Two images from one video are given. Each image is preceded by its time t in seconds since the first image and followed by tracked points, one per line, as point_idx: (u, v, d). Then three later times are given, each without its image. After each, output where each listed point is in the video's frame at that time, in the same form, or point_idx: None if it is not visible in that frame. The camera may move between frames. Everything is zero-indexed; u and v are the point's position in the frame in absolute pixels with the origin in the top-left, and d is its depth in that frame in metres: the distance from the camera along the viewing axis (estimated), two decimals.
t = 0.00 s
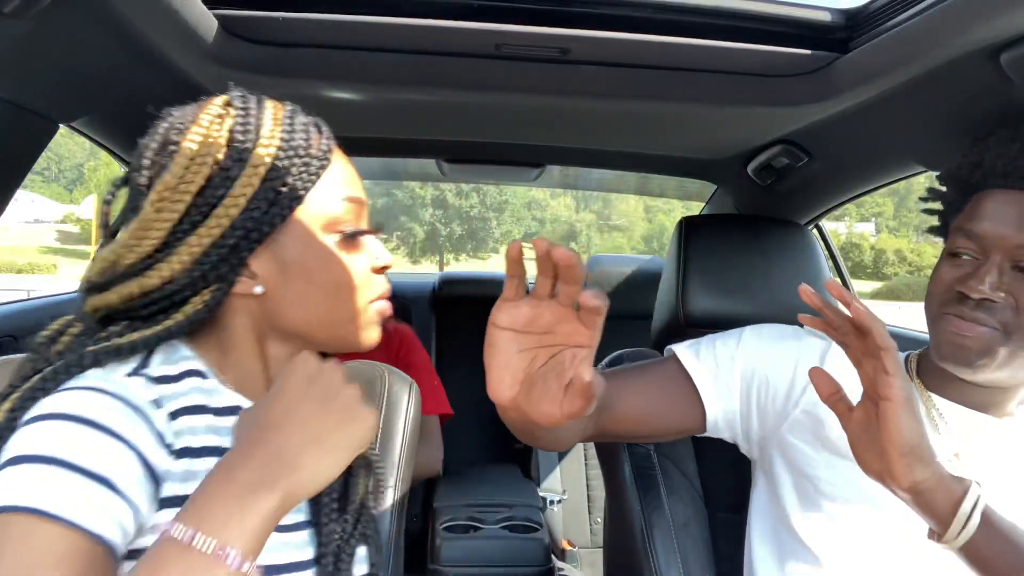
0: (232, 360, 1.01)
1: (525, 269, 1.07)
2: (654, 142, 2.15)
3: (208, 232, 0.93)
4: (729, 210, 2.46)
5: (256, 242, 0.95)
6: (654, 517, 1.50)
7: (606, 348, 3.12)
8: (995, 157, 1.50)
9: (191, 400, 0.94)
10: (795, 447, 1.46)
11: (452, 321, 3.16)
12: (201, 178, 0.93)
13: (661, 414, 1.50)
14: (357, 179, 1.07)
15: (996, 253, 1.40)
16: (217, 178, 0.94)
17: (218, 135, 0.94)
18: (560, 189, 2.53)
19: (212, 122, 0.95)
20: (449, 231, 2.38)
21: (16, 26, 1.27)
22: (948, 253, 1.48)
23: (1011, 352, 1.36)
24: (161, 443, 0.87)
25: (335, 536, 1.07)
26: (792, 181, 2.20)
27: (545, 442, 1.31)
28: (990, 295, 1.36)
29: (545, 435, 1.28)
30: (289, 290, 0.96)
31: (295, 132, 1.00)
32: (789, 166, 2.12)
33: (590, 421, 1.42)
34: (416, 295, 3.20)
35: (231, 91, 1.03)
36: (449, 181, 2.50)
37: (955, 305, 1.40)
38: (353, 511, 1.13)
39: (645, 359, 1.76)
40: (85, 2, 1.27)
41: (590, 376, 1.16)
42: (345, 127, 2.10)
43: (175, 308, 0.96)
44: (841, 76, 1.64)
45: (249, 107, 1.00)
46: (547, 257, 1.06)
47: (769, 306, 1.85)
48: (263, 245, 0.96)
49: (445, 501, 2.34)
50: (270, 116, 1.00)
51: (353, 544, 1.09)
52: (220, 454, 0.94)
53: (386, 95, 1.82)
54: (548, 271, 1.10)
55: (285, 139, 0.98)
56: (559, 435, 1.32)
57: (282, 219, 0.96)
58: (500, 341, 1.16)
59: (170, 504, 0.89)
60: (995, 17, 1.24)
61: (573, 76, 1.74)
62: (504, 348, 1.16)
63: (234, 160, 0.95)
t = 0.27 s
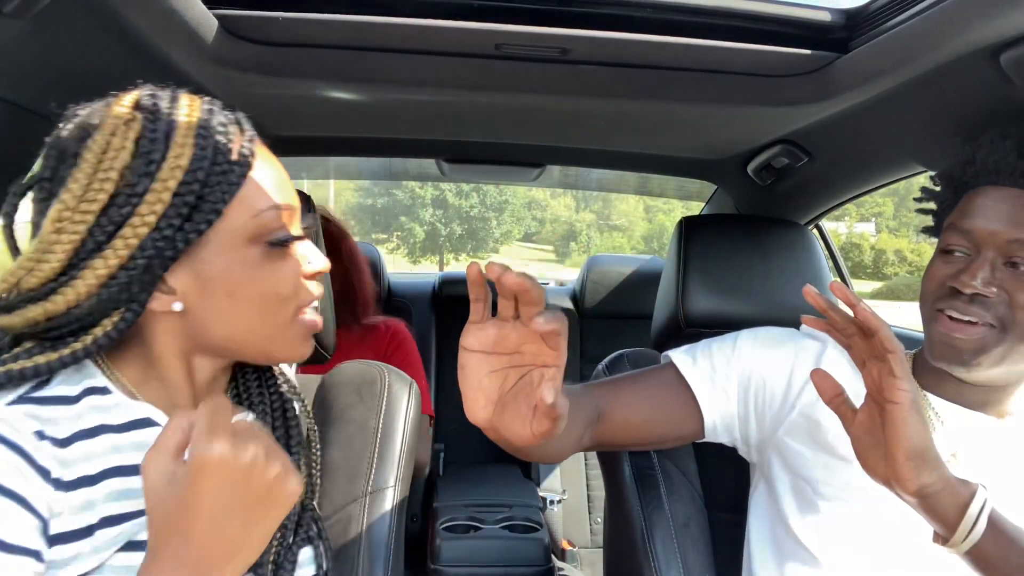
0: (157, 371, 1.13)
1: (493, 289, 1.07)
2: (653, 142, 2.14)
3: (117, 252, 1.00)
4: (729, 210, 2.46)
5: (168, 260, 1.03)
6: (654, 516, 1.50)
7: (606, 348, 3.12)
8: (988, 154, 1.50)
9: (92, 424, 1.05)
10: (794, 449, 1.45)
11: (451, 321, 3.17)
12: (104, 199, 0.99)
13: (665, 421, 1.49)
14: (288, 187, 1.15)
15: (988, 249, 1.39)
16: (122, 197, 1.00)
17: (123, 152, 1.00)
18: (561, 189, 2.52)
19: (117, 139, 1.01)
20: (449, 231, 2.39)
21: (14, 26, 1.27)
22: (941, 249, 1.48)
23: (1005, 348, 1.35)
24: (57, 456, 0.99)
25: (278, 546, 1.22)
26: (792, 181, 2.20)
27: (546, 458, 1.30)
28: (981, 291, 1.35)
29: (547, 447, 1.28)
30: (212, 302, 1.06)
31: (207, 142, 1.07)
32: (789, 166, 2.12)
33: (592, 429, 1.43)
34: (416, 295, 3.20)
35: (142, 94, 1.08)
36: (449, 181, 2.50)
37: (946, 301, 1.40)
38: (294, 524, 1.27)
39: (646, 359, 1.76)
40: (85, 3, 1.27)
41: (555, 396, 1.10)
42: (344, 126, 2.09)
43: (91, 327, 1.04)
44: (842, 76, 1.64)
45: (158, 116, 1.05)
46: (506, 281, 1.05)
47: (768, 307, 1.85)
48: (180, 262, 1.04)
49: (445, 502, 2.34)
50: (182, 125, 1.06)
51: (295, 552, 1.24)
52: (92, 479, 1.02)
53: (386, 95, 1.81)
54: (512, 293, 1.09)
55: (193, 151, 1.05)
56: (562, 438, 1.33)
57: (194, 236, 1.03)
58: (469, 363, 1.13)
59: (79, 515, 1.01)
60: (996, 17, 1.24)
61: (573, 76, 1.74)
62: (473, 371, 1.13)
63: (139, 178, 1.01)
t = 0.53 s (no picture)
0: (125, 374, 1.14)
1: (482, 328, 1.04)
2: (653, 142, 2.15)
3: (63, 264, 1.00)
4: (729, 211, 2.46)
5: (118, 264, 1.03)
6: (654, 515, 1.50)
7: (606, 348, 3.11)
8: (979, 155, 1.49)
9: (49, 435, 1.09)
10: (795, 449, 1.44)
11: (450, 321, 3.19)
12: (40, 211, 0.99)
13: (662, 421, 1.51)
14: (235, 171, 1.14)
15: (982, 249, 1.39)
16: (57, 207, 1.00)
17: (49, 161, 1.00)
18: (561, 189, 2.51)
19: (42, 147, 1.00)
20: (449, 231, 2.44)
21: (14, 26, 1.27)
22: (936, 251, 1.48)
23: (1002, 347, 1.35)
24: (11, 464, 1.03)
25: (261, 547, 1.21)
26: (792, 181, 2.20)
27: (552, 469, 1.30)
28: (976, 291, 1.35)
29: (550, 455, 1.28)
30: (177, 298, 1.06)
31: (132, 138, 1.05)
32: (789, 166, 2.12)
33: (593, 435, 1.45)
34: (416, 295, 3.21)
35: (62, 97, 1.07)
36: (449, 181, 2.51)
37: (941, 300, 1.40)
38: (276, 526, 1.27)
39: (646, 359, 1.76)
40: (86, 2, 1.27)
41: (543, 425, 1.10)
42: (345, 127, 2.10)
43: (49, 340, 1.05)
44: (841, 76, 1.64)
45: (81, 116, 1.04)
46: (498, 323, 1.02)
47: (768, 307, 1.85)
48: (135, 264, 1.05)
49: (445, 502, 2.34)
50: (106, 123, 1.05)
51: (278, 554, 1.24)
52: (50, 489, 1.05)
53: (386, 95, 1.81)
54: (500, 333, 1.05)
55: (120, 149, 1.04)
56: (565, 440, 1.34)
57: (139, 236, 1.03)
58: (463, 401, 1.11)
59: (37, 522, 1.02)
60: (995, 17, 1.24)
61: (572, 76, 1.74)
62: (465, 402, 1.11)
63: (71, 185, 1.00)
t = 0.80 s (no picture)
0: (94, 392, 1.10)
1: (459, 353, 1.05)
2: (653, 142, 2.14)
3: (24, 288, 0.95)
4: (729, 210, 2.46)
5: (82, 285, 0.99)
6: (654, 515, 1.50)
7: (606, 348, 3.11)
8: (975, 155, 1.49)
9: (14, 453, 1.03)
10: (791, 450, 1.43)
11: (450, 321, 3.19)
12: None
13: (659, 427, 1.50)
14: (201, 178, 1.11)
15: (979, 249, 1.39)
16: (15, 228, 0.94)
17: (5, 179, 0.94)
18: (561, 189, 2.52)
19: None
20: (449, 231, 2.43)
21: (13, 26, 1.27)
22: (933, 250, 1.48)
23: (1001, 347, 1.34)
24: None
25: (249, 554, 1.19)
26: (793, 181, 2.20)
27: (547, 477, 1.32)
28: (973, 291, 1.34)
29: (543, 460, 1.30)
30: (145, 316, 1.03)
31: (94, 152, 1.01)
32: (789, 166, 2.12)
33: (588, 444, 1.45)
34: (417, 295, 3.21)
35: (16, 109, 1.01)
36: (449, 181, 2.50)
37: (939, 300, 1.40)
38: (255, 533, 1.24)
39: (646, 358, 1.76)
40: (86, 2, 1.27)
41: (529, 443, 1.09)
42: (345, 127, 2.10)
43: (10, 364, 1.00)
44: (842, 76, 1.64)
45: (36, 129, 0.99)
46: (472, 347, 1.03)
47: (768, 307, 1.85)
48: (100, 283, 1.01)
49: (445, 502, 2.34)
50: (66, 138, 1.00)
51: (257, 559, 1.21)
52: (18, 510, 0.99)
53: (387, 95, 1.81)
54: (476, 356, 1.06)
55: (81, 165, 0.99)
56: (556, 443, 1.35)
57: (105, 255, 0.99)
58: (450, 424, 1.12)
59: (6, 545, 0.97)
60: (996, 17, 1.24)
61: (573, 77, 1.74)
62: (451, 423, 1.12)
63: (30, 205, 0.95)
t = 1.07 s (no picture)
0: (94, 394, 1.11)
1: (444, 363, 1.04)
2: (653, 142, 2.14)
3: (22, 289, 0.95)
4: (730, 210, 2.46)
5: (81, 287, 0.99)
6: (653, 517, 1.50)
7: (606, 348, 3.11)
8: (968, 157, 1.47)
9: (15, 453, 1.03)
10: (789, 447, 1.42)
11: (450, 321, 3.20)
12: None
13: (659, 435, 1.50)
14: (203, 183, 1.11)
15: (970, 249, 1.38)
16: (14, 230, 0.94)
17: (6, 181, 0.94)
18: (561, 188, 2.51)
19: None
20: (449, 231, 2.44)
21: (13, 26, 1.27)
22: (926, 251, 1.47)
23: (996, 346, 1.33)
24: None
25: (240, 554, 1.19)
26: (793, 181, 2.20)
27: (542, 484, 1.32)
28: (965, 291, 1.34)
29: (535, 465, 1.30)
30: (143, 319, 1.03)
31: (94, 156, 1.01)
32: (789, 166, 2.12)
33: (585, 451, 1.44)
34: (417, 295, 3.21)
35: (19, 112, 1.02)
36: (449, 181, 2.50)
37: (932, 299, 1.39)
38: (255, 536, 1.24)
39: (645, 358, 1.76)
40: (86, 2, 1.27)
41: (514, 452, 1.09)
42: (345, 127, 2.10)
43: (9, 364, 1.01)
44: (842, 76, 1.64)
45: (39, 132, 0.99)
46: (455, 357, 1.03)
47: (768, 307, 1.84)
48: (100, 286, 1.01)
49: (445, 502, 2.35)
50: (67, 141, 1.00)
51: (257, 562, 1.21)
52: (18, 508, 0.99)
53: (386, 95, 1.81)
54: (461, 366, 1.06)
55: (82, 169, 0.99)
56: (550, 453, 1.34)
57: (104, 258, 0.99)
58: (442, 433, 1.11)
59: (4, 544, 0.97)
60: (995, 17, 1.24)
61: (572, 76, 1.74)
62: (443, 432, 1.11)
63: (30, 208, 0.95)
